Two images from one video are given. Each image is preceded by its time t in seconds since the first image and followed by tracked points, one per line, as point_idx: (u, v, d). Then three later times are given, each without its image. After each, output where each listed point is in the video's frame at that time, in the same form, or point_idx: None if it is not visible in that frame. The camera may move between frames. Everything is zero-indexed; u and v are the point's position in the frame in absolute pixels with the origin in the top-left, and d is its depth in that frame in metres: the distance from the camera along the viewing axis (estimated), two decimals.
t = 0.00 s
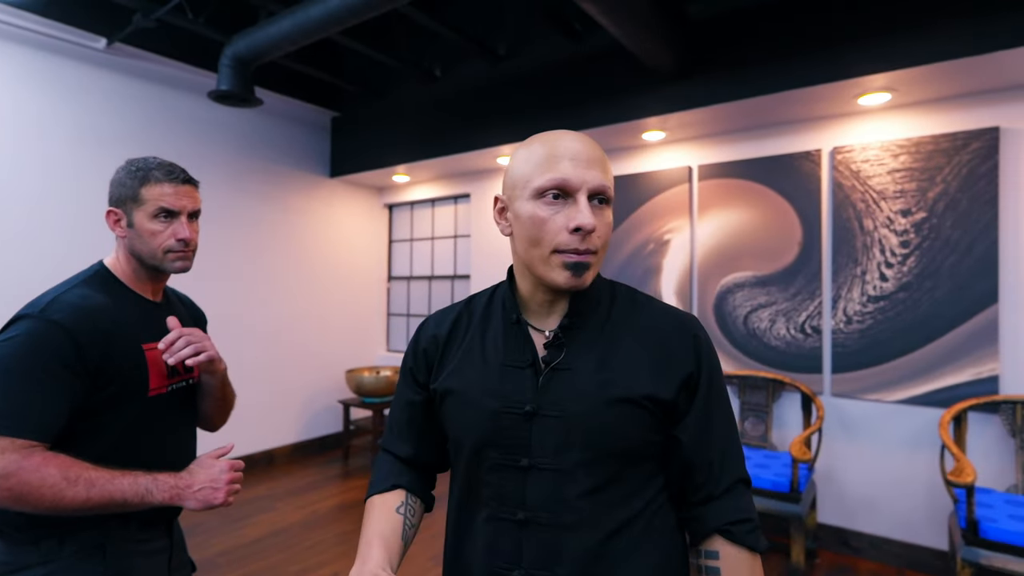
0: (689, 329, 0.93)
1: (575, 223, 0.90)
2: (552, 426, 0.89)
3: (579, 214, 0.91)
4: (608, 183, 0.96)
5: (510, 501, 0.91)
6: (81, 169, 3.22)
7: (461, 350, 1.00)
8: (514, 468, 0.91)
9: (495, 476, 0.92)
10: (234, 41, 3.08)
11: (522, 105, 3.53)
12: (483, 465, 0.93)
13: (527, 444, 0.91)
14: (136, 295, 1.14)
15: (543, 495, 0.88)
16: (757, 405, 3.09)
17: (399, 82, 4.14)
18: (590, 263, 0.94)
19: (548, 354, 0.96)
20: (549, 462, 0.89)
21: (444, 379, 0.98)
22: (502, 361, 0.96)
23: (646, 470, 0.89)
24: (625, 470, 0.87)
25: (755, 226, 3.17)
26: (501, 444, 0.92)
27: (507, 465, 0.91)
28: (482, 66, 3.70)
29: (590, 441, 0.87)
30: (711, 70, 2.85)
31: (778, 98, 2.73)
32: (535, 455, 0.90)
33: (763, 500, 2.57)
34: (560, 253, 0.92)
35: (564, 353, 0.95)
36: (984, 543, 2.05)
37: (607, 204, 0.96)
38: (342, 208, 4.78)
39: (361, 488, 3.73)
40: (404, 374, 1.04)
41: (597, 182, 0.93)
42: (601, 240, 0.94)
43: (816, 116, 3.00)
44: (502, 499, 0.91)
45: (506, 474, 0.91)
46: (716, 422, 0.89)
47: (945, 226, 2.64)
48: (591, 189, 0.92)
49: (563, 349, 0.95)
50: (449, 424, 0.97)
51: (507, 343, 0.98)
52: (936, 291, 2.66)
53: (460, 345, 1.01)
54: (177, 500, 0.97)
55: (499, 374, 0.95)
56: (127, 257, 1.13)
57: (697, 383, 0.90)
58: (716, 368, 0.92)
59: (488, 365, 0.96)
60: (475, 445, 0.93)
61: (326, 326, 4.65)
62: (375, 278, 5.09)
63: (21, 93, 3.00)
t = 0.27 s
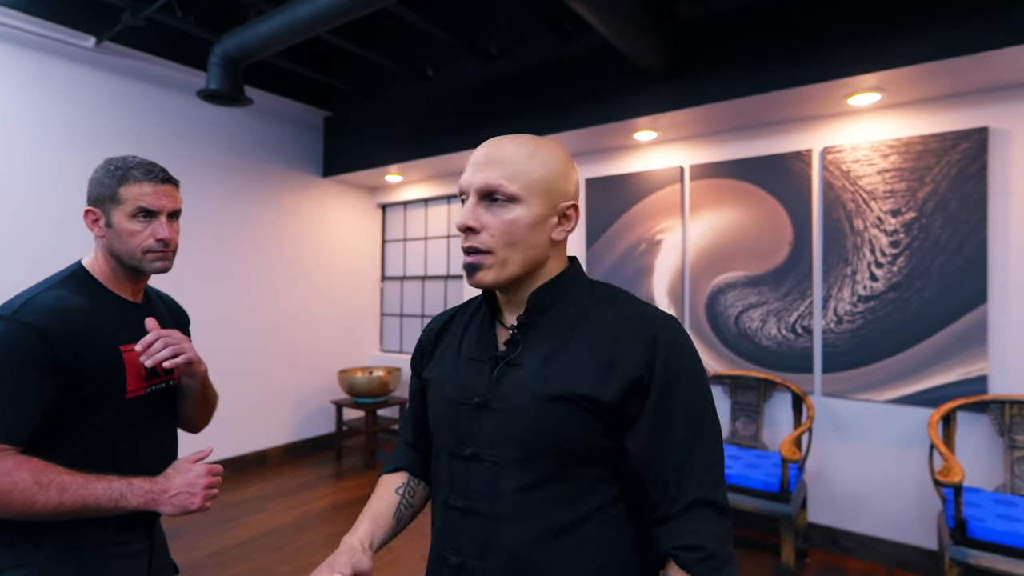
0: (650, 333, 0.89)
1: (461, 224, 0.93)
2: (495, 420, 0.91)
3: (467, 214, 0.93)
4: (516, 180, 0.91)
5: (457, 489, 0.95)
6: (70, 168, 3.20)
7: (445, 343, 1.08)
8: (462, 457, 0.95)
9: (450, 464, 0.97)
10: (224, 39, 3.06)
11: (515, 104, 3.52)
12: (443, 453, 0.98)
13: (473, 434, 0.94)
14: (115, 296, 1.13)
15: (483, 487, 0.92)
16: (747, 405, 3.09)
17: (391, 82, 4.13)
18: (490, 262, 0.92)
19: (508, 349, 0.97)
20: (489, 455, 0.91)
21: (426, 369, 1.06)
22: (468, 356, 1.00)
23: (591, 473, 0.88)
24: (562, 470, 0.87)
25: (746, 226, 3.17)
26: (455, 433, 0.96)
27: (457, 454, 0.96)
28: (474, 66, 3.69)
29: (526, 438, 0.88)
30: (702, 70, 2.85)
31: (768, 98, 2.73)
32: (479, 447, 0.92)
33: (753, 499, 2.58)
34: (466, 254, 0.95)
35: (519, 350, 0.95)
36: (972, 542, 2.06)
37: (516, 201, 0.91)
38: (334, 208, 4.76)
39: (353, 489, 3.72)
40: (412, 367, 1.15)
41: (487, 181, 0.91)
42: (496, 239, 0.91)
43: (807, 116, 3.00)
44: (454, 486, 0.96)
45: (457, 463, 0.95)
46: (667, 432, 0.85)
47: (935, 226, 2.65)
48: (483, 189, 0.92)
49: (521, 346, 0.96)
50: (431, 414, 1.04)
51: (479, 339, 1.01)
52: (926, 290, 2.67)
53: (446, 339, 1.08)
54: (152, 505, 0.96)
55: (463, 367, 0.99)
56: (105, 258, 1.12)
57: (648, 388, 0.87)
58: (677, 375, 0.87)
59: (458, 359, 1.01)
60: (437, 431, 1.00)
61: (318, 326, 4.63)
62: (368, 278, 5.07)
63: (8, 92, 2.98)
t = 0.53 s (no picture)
0: (615, 335, 0.79)
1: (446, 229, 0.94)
2: (472, 410, 0.90)
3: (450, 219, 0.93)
4: (482, 185, 0.87)
5: (446, 472, 0.97)
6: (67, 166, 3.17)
7: (470, 337, 1.08)
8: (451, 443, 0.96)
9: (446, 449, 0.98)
10: (222, 37, 3.04)
11: (515, 103, 3.51)
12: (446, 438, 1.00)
13: (458, 422, 0.94)
14: (116, 295, 1.11)
15: (458, 473, 0.92)
16: (748, 405, 3.08)
17: (390, 80, 4.11)
18: (467, 266, 0.92)
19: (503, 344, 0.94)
20: (465, 444, 0.91)
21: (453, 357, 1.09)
22: (477, 350, 1.00)
23: (546, 475, 0.82)
24: (515, 467, 0.83)
25: (747, 225, 3.17)
26: (449, 420, 0.97)
27: (448, 440, 0.97)
28: (473, 65, 3.68)
29: (490, 430, 0.86)
30: (702, 69, 2.85)
31: (768, 97, 2.73)
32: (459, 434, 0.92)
33: (754, 499, 2.57)
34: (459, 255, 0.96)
35: (507, 344, 0.92)
36: (975, 541, 2.06)
37: (482, 207, 0.87)
38: (333, 208, 4.74)
39: (352, 489, 3.70)
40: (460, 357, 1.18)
41: (464, 186, 0.90)
42: (468, 244, 0.89)
43: (808, 115, 3.00)
44: (445, 470, 0.97)
45: (448, 448, 0.97)
46: (616, 443, 0.75)
47: (936, 225, 2.65)
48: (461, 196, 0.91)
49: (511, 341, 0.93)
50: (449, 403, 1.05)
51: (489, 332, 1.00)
52: (927, 290, 2.67)
53: (473, 332, 1.09)
54: (155, 507, 0.95)
55: (469, 359, 1.00)
56: (105, 256, 1.11)
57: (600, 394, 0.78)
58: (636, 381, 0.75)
59: (472, 352, 1.01)
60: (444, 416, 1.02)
61: (317, 326, 4.61)
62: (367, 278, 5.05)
63: (5, 90, 2.95)
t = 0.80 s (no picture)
0: (634, 339, 0.77)
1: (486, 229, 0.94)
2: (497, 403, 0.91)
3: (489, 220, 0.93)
4: (522, 187, 0.87)
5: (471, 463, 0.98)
6: (74, 164, 3.16)
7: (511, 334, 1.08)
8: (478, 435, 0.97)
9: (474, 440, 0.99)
10: (230, 35, 3.03)
11: (522, 102, 3.50)
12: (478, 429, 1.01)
13: (485, 414, 0.95)
14: (139, 293, 1.10)
15: (478, 464, 0.93)
16: (758, 405, 3.07)
17: (396, 79, 4.10)
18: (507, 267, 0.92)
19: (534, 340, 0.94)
20: (488, 436, 0.91)
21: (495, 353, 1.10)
22: (514, 346, 1.00)
23: (558, 476, 0.81)
24: (529, 463, 0.83)
25: (756, 224, 3.16)
26: (479, 413, 0.98)
27: (477, 433, 0.98)
28: (481, 63, 3.67)
29: (507, 423, 0.86)
30: (712, 67, 2.84)
31: (779, 95, 2.72)
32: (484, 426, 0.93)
33: (766, 499, 2.56)
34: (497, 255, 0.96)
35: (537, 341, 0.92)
36: (991, 542, 2.05)
37: (522, 210, 0.87)
38: (337, 207, 4.73)
39: (358, 489, 3.69)
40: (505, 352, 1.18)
41: (504, 186, 0.89)
42: (508, 246, 0.89)
43: (818, 114, 2.99)
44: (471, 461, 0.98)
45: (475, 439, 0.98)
46: (622, 449, 0.74)
47: (947, 224, 2.64)
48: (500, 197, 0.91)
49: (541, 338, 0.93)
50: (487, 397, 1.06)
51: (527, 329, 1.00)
52: (938, 289, 2.66)
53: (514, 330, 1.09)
54: (184, 506, 0.94)
55: (505, 355, 1.00)
56: (128, 253, 1.09)
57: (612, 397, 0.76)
58: (650, 390, 0.73)
59: (509, 348, 1.01)
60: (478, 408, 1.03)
61: (322, 326, 4.60)
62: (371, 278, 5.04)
63: (11, 87, 2.94)
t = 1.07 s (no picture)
0: (676, 343, 0.76)
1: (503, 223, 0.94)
2: (524, 408, 0.90)
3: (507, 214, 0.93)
4: (546, 184, 0.87)
5: (493, 466, 0.97)
6: (85, 165, 3.18)
7: (526, 333, 1.09)
8: (500, 437, 0.96)
9: (495, 443, 0.98)
10: (239, 36, 3.04)
11: (529, 101, 3.50)
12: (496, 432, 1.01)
13: (509, 417, 0.94)
14: (157, 291, 1.11)
15: (505, 468, 0.92)
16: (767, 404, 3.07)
17: (403, 78, 4.10)
18: (524, 262, 0.92)
19: (557, 341, 0.94)
20: (516, 440, 0.90)
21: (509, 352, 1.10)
22: (532, 346, 1.01)
23: (596, 481, 0.81)
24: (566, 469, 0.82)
25: (765, 224, 3.15)
26: (500, 414, 0.97)
27: (498, 435, 0.97)
28: (488, 63, 3.67)
29: (541, 429, 0.85)
30: (720, 66, 2.84)
31: (788, 94, 2.71)
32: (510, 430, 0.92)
33: (776, 499, 2.55)
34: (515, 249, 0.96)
35: (564, 343, 0.92)
36: (1003, 542, 2.04)
37: (545, 206, 0.87)
38: (345, 207, 4.74)
39: (366, 488, 3.70)
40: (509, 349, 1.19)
41: (527, 182, 0.90)
42: (527, 242, 0.90)
43: (827, 113, 2.98)
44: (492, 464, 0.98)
45: (497, 442, 0.97)
46: (669, 456, 0.73)
47: (958, 223, 2.63)
48: (521, 192, 0.91)
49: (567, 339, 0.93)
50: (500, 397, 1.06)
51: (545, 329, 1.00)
52: (949, 288, 2.65)
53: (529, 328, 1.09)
54: (205, 501, 0.95)
55: (524, 355, 1.00)
56: (148, 252, 1.10)
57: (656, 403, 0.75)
58: (695, 395, 0.73)
59: (527, 348, 1.01)
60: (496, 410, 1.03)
61: (329, 325, 4.61)
62: (379, 277, 5.05)
63: (23, 89, 2.96)
